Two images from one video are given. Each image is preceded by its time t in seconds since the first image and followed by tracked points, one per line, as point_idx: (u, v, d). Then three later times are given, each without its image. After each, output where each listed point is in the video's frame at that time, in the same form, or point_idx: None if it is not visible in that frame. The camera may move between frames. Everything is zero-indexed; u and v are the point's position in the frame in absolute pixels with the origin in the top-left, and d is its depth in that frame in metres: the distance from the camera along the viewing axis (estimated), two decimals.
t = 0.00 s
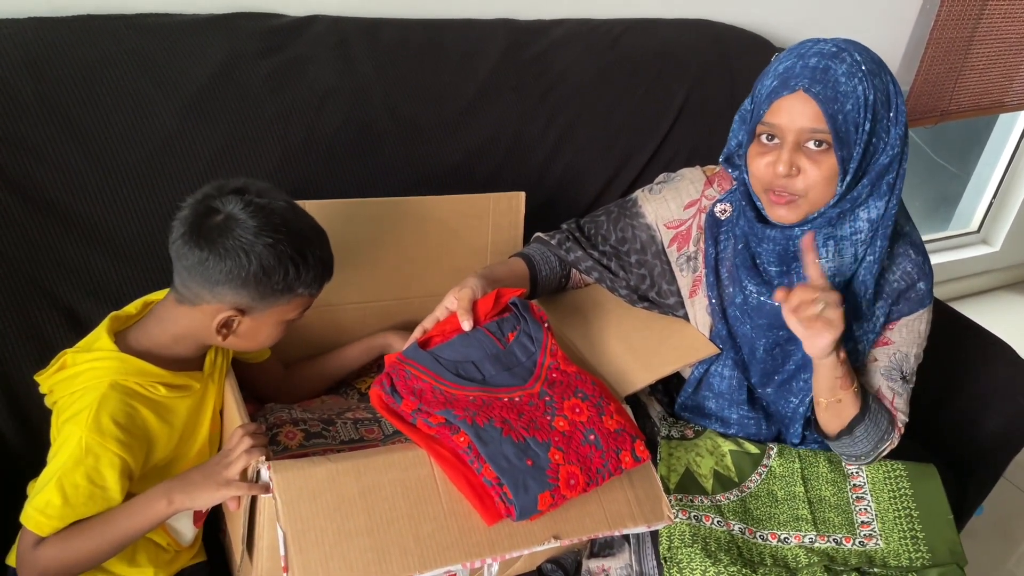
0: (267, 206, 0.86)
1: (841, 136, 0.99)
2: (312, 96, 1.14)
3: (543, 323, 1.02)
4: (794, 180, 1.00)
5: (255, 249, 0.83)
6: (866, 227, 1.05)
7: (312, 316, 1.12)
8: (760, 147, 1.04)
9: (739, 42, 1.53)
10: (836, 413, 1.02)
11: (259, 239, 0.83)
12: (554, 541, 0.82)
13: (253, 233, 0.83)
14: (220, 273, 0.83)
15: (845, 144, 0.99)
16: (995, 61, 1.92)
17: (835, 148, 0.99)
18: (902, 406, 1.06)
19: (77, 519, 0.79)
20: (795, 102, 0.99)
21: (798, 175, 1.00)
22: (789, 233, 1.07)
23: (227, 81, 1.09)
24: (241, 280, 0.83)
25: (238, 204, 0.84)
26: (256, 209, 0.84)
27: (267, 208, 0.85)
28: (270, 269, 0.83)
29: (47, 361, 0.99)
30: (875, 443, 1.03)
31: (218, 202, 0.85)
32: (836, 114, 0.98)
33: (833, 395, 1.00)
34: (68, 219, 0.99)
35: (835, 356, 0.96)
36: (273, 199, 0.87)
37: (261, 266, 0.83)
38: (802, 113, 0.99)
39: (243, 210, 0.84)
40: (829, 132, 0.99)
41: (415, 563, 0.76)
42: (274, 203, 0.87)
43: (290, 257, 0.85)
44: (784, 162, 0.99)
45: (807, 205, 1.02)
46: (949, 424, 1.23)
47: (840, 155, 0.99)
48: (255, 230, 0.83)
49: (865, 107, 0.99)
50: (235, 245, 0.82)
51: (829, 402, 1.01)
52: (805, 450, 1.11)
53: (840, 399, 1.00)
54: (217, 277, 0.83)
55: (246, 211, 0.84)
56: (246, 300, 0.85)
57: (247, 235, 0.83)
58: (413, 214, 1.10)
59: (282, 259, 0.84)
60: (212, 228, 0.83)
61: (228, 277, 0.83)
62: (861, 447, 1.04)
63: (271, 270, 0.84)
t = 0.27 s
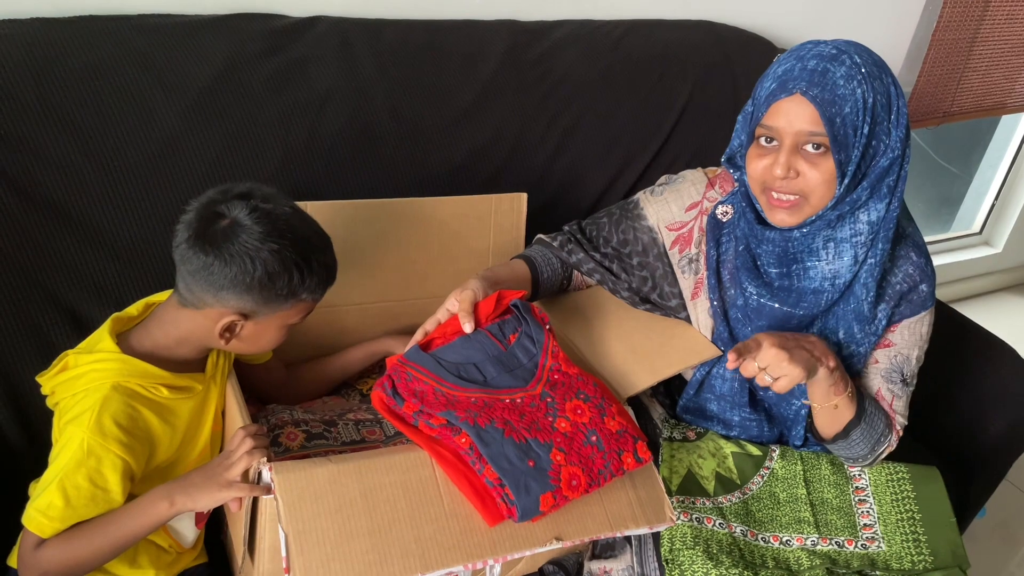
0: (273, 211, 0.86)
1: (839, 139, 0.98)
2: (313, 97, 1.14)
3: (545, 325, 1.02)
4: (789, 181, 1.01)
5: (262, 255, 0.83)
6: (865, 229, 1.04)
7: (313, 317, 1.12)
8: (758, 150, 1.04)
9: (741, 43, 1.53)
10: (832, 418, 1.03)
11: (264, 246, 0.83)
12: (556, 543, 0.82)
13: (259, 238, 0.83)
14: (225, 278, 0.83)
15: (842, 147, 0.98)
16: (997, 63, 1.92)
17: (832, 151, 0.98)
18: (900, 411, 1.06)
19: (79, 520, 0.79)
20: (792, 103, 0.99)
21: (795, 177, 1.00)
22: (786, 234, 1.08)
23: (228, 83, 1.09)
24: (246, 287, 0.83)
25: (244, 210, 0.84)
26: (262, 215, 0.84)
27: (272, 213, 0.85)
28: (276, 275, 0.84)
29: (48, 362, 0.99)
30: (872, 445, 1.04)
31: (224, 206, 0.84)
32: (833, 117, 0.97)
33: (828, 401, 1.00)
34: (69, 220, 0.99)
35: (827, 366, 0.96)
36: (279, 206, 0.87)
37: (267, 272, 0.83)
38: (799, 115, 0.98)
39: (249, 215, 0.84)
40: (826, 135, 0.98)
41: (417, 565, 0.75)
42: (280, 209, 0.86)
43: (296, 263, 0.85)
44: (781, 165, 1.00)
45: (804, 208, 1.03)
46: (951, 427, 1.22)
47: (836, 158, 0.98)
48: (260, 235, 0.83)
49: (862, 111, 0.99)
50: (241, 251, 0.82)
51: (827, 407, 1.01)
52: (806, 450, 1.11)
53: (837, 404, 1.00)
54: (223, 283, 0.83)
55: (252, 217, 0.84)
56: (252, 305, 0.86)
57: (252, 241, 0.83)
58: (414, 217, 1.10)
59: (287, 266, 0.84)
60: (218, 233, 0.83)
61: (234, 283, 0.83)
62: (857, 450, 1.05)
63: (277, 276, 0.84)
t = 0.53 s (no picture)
0: (278, 214, 0.86)
1: (824, 147, 0.98)
2: (316, 98, 1.14)
3: (547, 326, 1.02)
4: (777, 185, 1.01)
5: (266, 257, 0.83)
6: (858, 236, 1.05)
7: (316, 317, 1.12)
8: (752, 152, 1.05)
9: (743, 44, 1.53)
10: (810, 426, 1.04)
11: (269, 249, 0.83)
12: (558, 544, 0.82)
13: (263, 241, 0.83)
14: (229, 280, 0.83)
15: (827, 154, 0.98)
16: (1000, 64, 1.91)
17: (816, 159, 0.98)
18: (891, 412, 1.06)
19: (82, 520, 0.79)
20: (780, 108, 1.00)
21: (782, 181, 1.01)
22: (779, 236, 1.10)
23: (231, 83, 1.09)
24: (249, 289, 0.83)
25: (249, 212, 0.84)
26: (267, 218, 0.84)
27: (278, 217, 0.85)
28: (279, 279, 0.84)
29: (51, 363, 0.99)
30: (858, 446, 1.04)
31: (229, 209, 0.84)
32: (818, 124, 0.98)
33: (799, 408, 1.02)
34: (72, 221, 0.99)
35: (786, 377, 1.01)
36: (284, 209, 0.87)
37: (270, 275, 0.83)
38: (785, 119, 0.99)
39: (254, 218, 0.84)
40: (811, 142, 0.98)
41: (419, 566, 0.76)
42: (285, 212, 0.86)
43: (300, 268, 0.85)
44: (767, 168, 1.01)
45: (794, 211, 1.03)
46: (954, 429, 1.22)
47: (821, 166, 0.98)
48: (265, 238, 0.83)
49: (851, 119, 0.98)
50: (246, 254, 0.82)
51: (798, 415, 1.03)
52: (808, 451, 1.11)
53: (807, 411, 1.03)
54: (227, 285, 0.83)
55: (257, 221, 0.84)
56: (255, 307, 0.86)
57: (256, 243, 0.83)
58: (418, 216, 1.10)
59: (291, 269, 0.84)
60: (223, 235, 0.83)
61: (238, 284, 0.83)
62: (851, 443, 1.04)
63: (280, 279, 0.84)
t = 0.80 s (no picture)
0: (287, 221, 0.86)
1: (821, 148, 0.98)
2: (318, 99, 1.14)
3: (547, 326, 1.02)
4: (773, 186, 1.02)
5: (273, 265, 0.83)
6: (855, 238, 1.04)
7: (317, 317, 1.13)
8: (749, 153, 1.06)
9: (744, 45, 1.53)
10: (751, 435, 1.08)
11: (277, 257, 0.83)
12: (559, 544, 0.82)
13: (271, 249, 0.83)
14: (235, 286, 0.83)
15: (823, 156, 0.99)
16: (1002, 66, 1.91)
17: (812, 161, 0.99)
18: (862, 408, 1.07)
19: (85, 520, 0.80)
20: (776, 109, 1.01)
21: (778, 183, 1.01)
22: (774, 236, 1.09)
23: (233, 84, 1.09)
24: (256, 295, 0.84)
25: (258, 219, 0.84)
26: (275, 225, 0.84)
27: (286, 224, 0.85)
28: (286, 286, 0.84)
29: (54, 362, 1.00)
30: (815, 444, 1.05)
31: (237, 214, 0.84)
32: (814, 126, 0.98)
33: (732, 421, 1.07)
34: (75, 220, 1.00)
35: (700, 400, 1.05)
36: (292, 215, 0.87)
37: (277, 282, 0.83)
38: (782, 121, 1.00)
39: (262, 225, 0.84)
40: (806, 144, 0.99)
41: (420, 565, 0.76)
42: (293, 219, 0.87)
43: (306, 275, 0.85)
44: (763, 170, 1.01)
45: (789, 213, 1.04)
46: (954, 430, 1.22)
47: (817, 167, 0.99)
48: (272, 246, 0.83)
49: (847, 120, 0.98)
50: (253, 261, 0.82)
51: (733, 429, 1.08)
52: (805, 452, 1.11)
53: (741, 425, 1.07)
54: (233, 291, 0.83)
55: (266, 228, 0.84)
56: (260, 313, 0.86)
57: (265, 251, 0.83)
58: (419, 215, 1.11)
59: (298, 277, 0.84)
60: (231, 241, 0.83)
61: (244, 291, 0.83)
62: (806, 445, 1.05)
63: (287, 287, 0.84)
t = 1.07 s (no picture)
0: (291, 226, 0.86)
1: (818, 151, 0.99)
2: (319, 101, 1.15)
3: (547, 329, 1.02)
4: (771, 189, 1.02)
5: (278, 270, 0.83)
6: (853, 241, 1.04)
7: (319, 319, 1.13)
8: (746, 157, 1.06)
9: (746, 47, 1.53)
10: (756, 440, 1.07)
11: (282, 261, 0.83)
12: (560, 546, 0.82)
13: (276, 254, 0.83)
14: (240, 290, 0.83)
15: (820, 158, 0.99)
16: (1003, 67, 1.91)
17: (809, 163, 0.99)
18: (865, 415, 1.06)
19: (86, 520, 0.80)
20: (773, 112, 1.01)
21: (776, 186, 1.01)
22: (773, 240, 1.10)
23: (235, 86, 1.09)
24: (260, 299, 0.84)
25: (262, 223, 0.84)
26: (279, 230, 0.84)
27: (291, 228, 0.85)
28: (290, 290, 0.84)
29: (56, 363, 1.00)
30: (816, 451, 1.05)
31: (242, 219, 0.84)
32: (811, 128, 0.98)
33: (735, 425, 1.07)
34: (76, 221, 1.00)
35: (703, 405, 1.05)
36: (295, 219, 0.87)
37: (281, 287, 0.83)
38: (779, 124, 1.00)
39: (267, 230, 0.84)
40: (804, 147, 0.99)
41: (422, 566, 0.76)
42: (297, 223, 0.87)
43: (310, 279, 0.86)
44: (761, 173, 1.02)
45: (787, 215, 1.04)
46: (955, 432, 1.22)
47: (814, 169, 0.99)
48: (277, 250, 0.83)
49: (844, 122, 0.98)
50: (257, 265, 0.82)
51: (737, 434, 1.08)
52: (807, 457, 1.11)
53: (745, 429, 1.07)
54: (238, 294, 0.84)
55: (271, 232, 0.84)
56: (263, 317, 0.86)
57: (269, 256, 0.83)
58: (419, 219, 1.11)
59: (302, 281, 0.85)
60: (235, 245, 0.83)
61: (248, 295, 0.83)
62: (808, 451, 1.05)
63: (291, 290, 0.84)
